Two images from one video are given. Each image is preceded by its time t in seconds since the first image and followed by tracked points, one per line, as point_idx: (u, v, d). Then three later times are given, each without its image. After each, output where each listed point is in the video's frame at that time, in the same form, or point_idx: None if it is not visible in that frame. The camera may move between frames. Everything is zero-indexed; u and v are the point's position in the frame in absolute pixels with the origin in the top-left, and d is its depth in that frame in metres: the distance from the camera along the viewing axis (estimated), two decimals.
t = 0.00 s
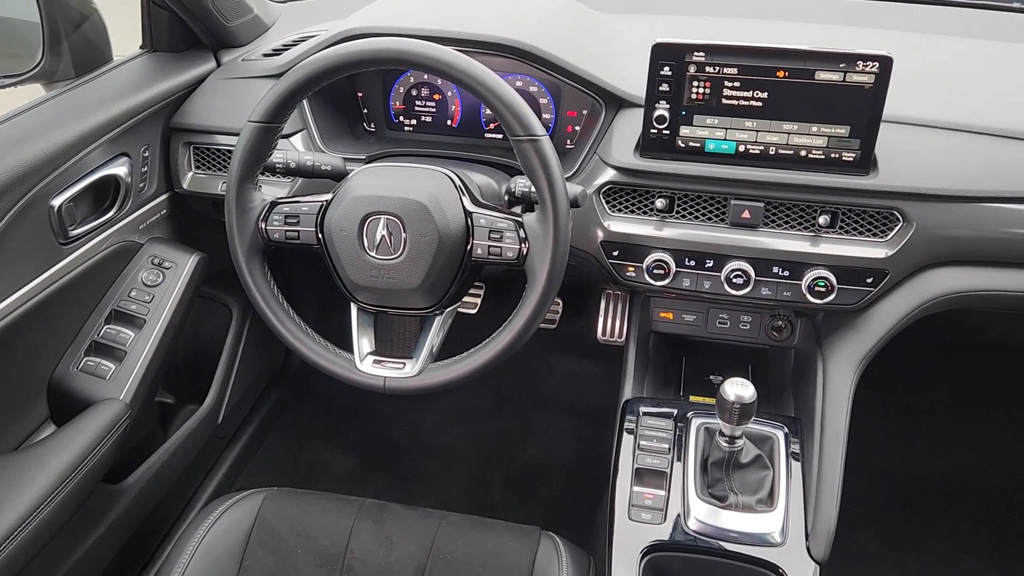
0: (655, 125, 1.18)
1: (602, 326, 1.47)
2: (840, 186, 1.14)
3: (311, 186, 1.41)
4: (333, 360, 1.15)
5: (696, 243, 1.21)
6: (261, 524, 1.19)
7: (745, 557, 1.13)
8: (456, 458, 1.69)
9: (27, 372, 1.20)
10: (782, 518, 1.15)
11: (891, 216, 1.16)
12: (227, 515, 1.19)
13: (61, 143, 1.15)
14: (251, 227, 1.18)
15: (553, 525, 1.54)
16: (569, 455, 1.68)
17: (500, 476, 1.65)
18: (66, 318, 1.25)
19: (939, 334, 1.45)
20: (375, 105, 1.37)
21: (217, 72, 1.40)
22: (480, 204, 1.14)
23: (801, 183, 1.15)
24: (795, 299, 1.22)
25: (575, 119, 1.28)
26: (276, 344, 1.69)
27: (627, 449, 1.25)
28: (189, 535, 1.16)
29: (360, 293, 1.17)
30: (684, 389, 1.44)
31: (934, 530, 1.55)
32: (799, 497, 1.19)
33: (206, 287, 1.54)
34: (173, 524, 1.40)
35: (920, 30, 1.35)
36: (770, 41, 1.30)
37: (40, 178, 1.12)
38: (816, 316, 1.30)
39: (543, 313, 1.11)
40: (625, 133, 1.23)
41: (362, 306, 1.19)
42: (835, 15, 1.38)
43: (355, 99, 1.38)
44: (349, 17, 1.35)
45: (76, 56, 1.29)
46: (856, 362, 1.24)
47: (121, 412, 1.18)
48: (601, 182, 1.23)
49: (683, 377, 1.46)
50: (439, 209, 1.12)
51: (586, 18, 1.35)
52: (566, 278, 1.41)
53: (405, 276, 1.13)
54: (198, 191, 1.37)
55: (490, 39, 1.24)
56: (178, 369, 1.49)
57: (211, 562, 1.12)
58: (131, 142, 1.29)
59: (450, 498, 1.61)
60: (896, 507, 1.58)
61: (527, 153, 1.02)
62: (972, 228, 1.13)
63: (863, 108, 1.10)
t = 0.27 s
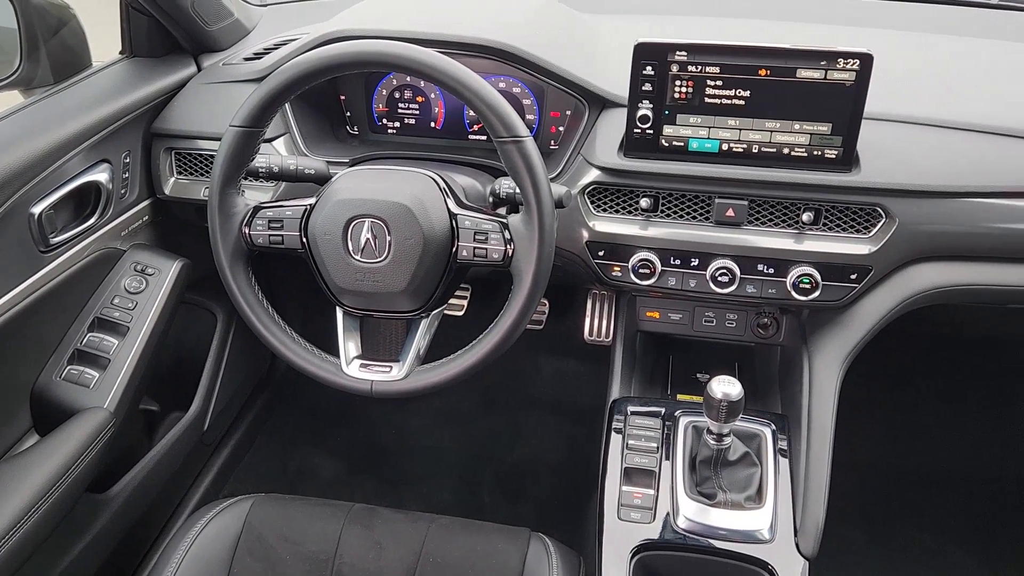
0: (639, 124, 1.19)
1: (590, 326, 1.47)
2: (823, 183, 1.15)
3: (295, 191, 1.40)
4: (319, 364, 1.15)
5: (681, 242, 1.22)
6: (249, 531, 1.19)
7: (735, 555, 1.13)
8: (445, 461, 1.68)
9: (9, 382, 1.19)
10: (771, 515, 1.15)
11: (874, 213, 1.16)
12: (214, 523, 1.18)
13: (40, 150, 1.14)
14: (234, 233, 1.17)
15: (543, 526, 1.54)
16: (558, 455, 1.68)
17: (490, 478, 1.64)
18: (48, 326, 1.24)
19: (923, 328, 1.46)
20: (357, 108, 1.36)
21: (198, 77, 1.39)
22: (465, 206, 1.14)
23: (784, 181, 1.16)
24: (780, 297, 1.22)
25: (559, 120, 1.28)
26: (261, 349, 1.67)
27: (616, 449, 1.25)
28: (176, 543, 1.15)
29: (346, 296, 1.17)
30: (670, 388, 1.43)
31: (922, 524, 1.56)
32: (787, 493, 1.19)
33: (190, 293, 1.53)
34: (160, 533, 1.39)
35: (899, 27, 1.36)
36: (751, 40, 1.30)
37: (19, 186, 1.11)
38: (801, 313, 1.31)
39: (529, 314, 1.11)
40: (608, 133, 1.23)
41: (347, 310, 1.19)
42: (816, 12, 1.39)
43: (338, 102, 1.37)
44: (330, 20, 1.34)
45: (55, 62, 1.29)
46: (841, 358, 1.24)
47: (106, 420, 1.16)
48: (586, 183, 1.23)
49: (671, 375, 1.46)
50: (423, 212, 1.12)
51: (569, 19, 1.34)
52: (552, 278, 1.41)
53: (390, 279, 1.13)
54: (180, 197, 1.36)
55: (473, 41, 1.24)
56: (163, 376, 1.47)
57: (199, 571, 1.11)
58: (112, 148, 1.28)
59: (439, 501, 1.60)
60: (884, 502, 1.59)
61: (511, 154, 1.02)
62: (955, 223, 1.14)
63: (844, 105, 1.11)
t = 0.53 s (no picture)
0: (620, 124, 1.19)
1: (574, 328, 1.44)
2: (804, 181, 1.15)
3: (275, 196, 1.39)
4: (303, 370, 1.14)
5: (663, 242, 1.22)
6: (235, 539, 1.18)
7: (722, 553, 1.13)
8: (432, 464, 1.68)
9: None
10: (757, 512, 1.16)
11: (855, 209, 1.17)
12: (199, 531, 1.17)
13: (16, 157, 1.13)
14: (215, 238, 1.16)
15: (530, 527, 1.54)
16: (545, 456, 1.68)
17: (477, 480, 1.64)
18: (27, 336, 1.22)
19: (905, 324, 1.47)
20: (337, 111, 1.35)
21: (176, 81, 1.38)
22: (447, 209, 1.14)
23: (765, 179, 1.16)
24: (763, 294, 1.23)
25: (540, 121, 1.28)
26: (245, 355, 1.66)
27: (602, 449, 1.25)
28: (160, 553, 1.14)
29: (329, 301, 1.16)
30: (656, 387, 1.42)
31: (907, 517, 1.57)
32: (773, 490, 1.19)
33: (171, 300, 1.52)
34: (144, 542, 1.38)
35: (877, 24, 1.36)
36: (731, 39, 1.31)
37: None
38: (784, 310, 1.31)
39: (514, 317, 1.11)
40: (590, 133, 1.23)
41: (331, 315, 1.19)
42: (794, 11, 1.39)
43: (318, 105, 1.36)
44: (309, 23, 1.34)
45: (29, 68, 1.27)
46: (824, 355, 1.25)
47: (87, 430, 1.15)
48: (568, 183, 1.23)
49: (655, 374, 1.45)
50: (406, 214, 1.12)
51: (548, 20, 1.34)
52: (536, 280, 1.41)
53: (373, 283, 1.13)
54: (159, 203, 1.35)
55: (452, 42, 1.23)
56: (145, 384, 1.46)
57: None
58: (90, 155, 1.27)
59: (427, 504, 1.60)
60: (869, 496, 1.60)
61: (493, 156, 1.02)
62: (935, 219, 1.15)
63: (823, 103, 1.11)
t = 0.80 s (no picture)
0: (599, 124, 1.18)
1: (557, 327, 1.41)
2: (783, 179, 1.15)
3: (254, 201, 1.38)
4: (283, 377, 1.13)
5: (645, 241, 1.22)
6: (217, 548, 1.16)
7: (707, 552, 1.13)
8: (417, 468, 1.67)
9: None
10: (742, 510, 1.16)
11: (834, 206, 1.17)
12: (181, 541, 1.16)
13: None
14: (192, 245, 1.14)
15: (516, 529, 1.54)
16: (531, 458, 1.67)
17: (463, 483, 1.63)
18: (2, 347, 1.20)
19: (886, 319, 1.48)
20: (316, 115, 1.34)
21: (151, 87, 1.36)
22: (427, 211, 1.13)
23: (744, 177, 1.16)
24: (744, 293, 1.23)
25: (519, 122, 1.28)
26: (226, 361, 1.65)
27: (586, 450, 1.25)
28: (141, 564, 1.12)
29: (308, 306, 1.15)
30: (640, 387, 1.42)
31: (891, 511, 1.57)
32: (757, 487, 1.20)
33: (150, 307, 1.50)
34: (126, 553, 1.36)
35: (853, 21, 1.37)
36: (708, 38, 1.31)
37: None
38: (766, 308, 1.32)
39: (496, 319, 1.10)
40: (569, 133, 1.23)
41: (311, 320, 1.17)
42: (771, 9, 1.40)
43: (296, 109, 1.35)
44: (285, 26, 1.32)
45: None
46: (806, 352, 1.25)
47: (65, 441, 1.14)
48: (548, 184, 1.23)
49: (639, 373, 1.44)
50: (385, 218, 1.11)
51: (527, 20, 1.34)
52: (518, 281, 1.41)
53: (354, 287, 1.12)
54: (136, 210, 1.33)
55: (430, 44, 1.22)
56: (124, 393, 1.44)
57: None
58: (63, 162, 1.25)
59: (412, 508, 1.59)
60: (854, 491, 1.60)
61: (472, 158, 1.01)
62: (913, 215, 1.15)
63: (801, 101, 1.12)
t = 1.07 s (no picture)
0: (577, 124, 1.18)
1: (538, 328, 1.47)
2: (760, 176, 1.16)
3: (232, 205, 1.37)
4: (264, 382, 1.12)
5: (624, 240, 1.22)
6: (200, 556, 1.15)
7: (691, 549, 1.13)
8: (401, 471, 1.66)
9: None
10: (725, 507, 1.16)
11: (811, 203, 1.18)
12: (163, 550, 1.15)
13: None
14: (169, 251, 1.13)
15: (502, 531, 1.53)
16: (515, 458, 1.67)
17: (448, 485, 1.63)
18: None
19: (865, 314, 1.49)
20: (293, 118, 1.33)
21: (125, 92, 1.35)
22: (406, 214, 1.13)
23: (722, 175, 1.17)
24: (724, 290, 1.24)
25: (498, 123, 1.27)
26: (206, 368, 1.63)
27: (570, 449, 1.25)
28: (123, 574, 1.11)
29: (288, 311, 1.15)
30: (622, 386, 1.43)
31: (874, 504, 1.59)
32: (740, 484, 1.20)
33: (127, 314, 1.48)
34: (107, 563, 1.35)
35: (828, 17, 1.38)
36: (685, 36, 1.31)
37: None
38: (746, 304, 1.32)
39: (477, 321, 1.10)
40: (548, 134, 1.23)
41: (291, 325, 1.17)
42: (747, 7, 1.40)
43: (273, 112, 1.34)
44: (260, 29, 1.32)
45: None
46: (786, 347, 1.26)
47: (42, 451, 1.13)
48: (527, 185, 1.23)
49: (621, 372, 1.46)
50: (364, 221, 1.11)
51: (503, 20, 1.33)
52: (499, 282, 1.41)
53: (333, 291, 1.12)
54: (112, 216, 1.31)
55: (406, 46, 1.22)
56: (103, 402, 1.43)
57: None
58: (36, 169, 1.23)
59: (397, 511, 1.58)
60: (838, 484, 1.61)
61: (450, 159, 1.01)
62: (889, 210, 1.16)
63: (777, 98, 1.12)
